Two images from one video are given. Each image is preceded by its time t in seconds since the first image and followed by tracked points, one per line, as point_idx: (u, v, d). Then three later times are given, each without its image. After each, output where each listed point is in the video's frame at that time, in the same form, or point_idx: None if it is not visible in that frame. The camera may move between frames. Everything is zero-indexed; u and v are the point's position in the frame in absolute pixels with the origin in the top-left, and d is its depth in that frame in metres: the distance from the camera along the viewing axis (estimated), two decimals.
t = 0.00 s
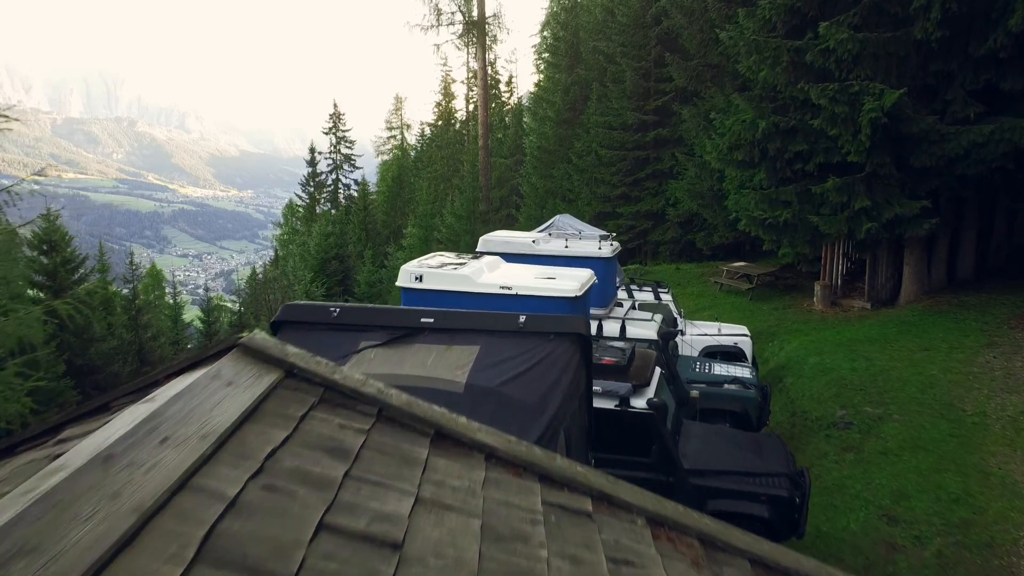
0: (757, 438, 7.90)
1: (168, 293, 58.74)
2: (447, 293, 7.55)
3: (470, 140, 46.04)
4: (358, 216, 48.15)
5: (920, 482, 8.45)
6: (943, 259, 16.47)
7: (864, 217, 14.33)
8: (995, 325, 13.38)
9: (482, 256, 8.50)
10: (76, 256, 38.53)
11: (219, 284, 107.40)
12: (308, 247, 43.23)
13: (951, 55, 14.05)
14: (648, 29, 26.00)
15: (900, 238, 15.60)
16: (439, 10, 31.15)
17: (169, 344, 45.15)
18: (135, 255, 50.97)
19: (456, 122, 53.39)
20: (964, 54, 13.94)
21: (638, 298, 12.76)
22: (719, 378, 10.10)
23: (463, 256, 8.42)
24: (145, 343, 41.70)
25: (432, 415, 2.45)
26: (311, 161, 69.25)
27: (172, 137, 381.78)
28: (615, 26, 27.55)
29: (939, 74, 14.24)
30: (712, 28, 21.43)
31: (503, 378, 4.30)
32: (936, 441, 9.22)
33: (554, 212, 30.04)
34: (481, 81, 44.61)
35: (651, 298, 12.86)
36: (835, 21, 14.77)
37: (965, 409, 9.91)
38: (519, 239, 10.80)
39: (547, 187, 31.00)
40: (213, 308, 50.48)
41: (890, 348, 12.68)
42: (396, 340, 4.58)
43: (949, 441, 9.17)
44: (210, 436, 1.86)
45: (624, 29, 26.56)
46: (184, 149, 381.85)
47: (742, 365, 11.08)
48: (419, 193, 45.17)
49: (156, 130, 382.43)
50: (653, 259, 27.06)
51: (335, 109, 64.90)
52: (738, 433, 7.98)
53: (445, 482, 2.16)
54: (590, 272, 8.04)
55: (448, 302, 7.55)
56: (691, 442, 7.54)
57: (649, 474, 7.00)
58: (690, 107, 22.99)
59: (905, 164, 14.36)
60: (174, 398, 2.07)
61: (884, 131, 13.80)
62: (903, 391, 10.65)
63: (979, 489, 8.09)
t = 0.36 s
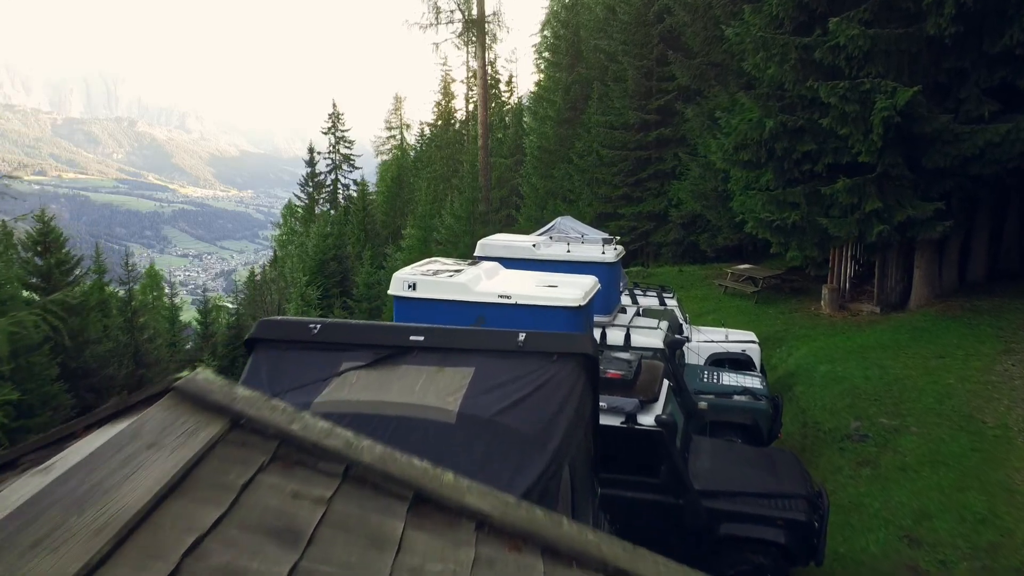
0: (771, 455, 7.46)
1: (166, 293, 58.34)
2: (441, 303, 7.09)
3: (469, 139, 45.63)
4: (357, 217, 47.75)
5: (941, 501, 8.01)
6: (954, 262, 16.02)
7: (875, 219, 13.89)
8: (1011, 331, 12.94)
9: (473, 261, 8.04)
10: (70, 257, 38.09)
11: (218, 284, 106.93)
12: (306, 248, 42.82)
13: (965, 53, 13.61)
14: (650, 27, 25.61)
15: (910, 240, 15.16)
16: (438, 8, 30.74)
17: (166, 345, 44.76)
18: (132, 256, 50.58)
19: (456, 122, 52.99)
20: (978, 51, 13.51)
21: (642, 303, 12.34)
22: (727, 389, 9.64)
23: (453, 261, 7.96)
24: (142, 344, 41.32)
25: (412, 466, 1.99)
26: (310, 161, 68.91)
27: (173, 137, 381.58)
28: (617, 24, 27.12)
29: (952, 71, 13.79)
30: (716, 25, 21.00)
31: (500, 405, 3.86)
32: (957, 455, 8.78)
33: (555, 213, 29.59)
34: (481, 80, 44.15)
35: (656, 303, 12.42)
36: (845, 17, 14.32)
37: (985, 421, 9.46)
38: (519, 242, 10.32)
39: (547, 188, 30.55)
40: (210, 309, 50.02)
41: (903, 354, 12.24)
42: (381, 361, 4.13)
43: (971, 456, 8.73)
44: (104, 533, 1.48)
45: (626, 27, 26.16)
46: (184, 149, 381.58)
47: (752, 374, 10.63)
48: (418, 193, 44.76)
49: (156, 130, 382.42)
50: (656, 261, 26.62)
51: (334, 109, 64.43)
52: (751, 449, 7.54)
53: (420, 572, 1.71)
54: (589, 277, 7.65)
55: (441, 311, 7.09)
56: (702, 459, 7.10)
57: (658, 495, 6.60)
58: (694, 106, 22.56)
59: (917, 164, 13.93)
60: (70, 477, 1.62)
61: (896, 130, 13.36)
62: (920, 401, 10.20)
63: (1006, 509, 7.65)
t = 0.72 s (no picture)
0: (787, 479, 7.05)
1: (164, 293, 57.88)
2: (434, 314, 6.63)
3: (469, 138, 45.19)
4: (356, 217, 47.29)
5: (968, 524, 7.54)
6: (967, 265, 15.54)
7: (888, 221, 13.39)
8: None
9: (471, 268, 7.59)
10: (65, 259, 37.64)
11: (217, 285, 106.50)
12: (304, 249, 42.38)
13: (981, 49, 13.13)
14: (653, 24, 25.18)
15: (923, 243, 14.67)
16: (437, 5, 30.28)
17: (162, 346, 44.29)
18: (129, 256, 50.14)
19: (456, 122, 52.54)
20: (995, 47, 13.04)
21: (647, 309, 11.86)
22: (738, 402, 9.16)
23: (449, 268, 7.51)
24: (137, 346, 40.87)
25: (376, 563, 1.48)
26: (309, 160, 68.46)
27: (173, 137, 381.44)
28: (619, 22, 26.68)
29: (967, 69, 13.31)
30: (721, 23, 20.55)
31: (500, 437, 3.36)
32: (982, 474, 8.30)
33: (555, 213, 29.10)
34: (481, 79, 43.71)
35: (661, 310, 11.94)
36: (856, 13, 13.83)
37: (1009, 436, 8.98)
38: (520, 246, 9.81)
39: (548, 188, 30.09)
40: (207, 311, 49.55)
41: (918, 363, 11.77)
42: (363, 390, 3.65)
43: (997, 474, 8.25)
44: None
45: (628, 24, 25.74)
46: (184, 149, 381.58)
47: (763, 385, 10.15)
48: (417, 194, 44.31)
49: (156, 130, 382.28)
50: (658, 262, 26.17)
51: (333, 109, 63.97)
52: (764, 472, 7.11)
53: None
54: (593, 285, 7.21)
55: (436, 323, 6.64)
56: (714, 483, 6.63)
57: (668, 522, 6.16)
58: (698, 105, 22.10)
59: (931, 165, 13.45)
60: None
61: (911, 129, 12.87)
62: (940, 414, 9.72)
63: None
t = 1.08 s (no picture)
0: (808, 505, 6.54)
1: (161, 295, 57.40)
2: (426, 327, 6.13)
3: (468, 138, 44.76)
4: (355, 218, 46.84)
5: (999, 550, 7.05)
6: (981, 269, 15.05)
7: (902, 224, 12.91)
8: None
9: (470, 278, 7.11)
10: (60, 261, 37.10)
11: (215, 285, 105.95)
12: (302, 249, 41.93)
13: (999, 46, 12.64)
14: (656, 22, 24.72)
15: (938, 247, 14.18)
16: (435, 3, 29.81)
17: (158, 348, 43.82)
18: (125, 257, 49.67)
19: (456, 121, 52.11)
20: (1013, 43, 12.55)
21: (653, 316, 11.37)
22: (751, 416, 8.64)
23: (446, 278, 7.02)
24: (133, 348, 40.39)
25: None
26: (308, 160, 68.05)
27: (173, 137, 381.08)
28: (621, 19, 26.20)
29: (984, 66, 12.82)
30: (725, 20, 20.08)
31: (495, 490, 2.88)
32: (1012, 495, 7.81)
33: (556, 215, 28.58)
34: (482, 79, 43.24)
35: (668, 317, 11.44)
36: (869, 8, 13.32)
37: None
38: (520, 250, 9.30)
39: (548, 189, 29.57)
40: (204, 313, 49.03)
41: (935, 373, 11.27)
42: (338, 429, 3.17)
43: None
44: None
45: (630, 22, 25.27)
46: (184, 149, 381.26)
47: (775, 397, 9.65)
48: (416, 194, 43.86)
49: (156, 130, 381.95)
50: (661, 265, 25.70)
51: (332, 108, 63.47)
52: (782, 498, 6.61)
53: None
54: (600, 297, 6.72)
55: (430, 338, 6.14)
56: (731, 510, 6.13)
57: (680, 555, 5.32)
58: (703, 104, 21.61)
59: (946, 165, 12.95)
60: None
61: (926, 129, 12.38)
62: (963, 429, 9.22)
63: None
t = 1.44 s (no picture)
0: (831, 533, 6.10)
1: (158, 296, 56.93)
2: (417, 341, 5.67)
3: (468, 139, 44.37)
4: (354, 219, 46.41)
5: None
6: (995, 273, 14.61)
7: (916, 226, 12.45)
8: None
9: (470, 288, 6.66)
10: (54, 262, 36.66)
11: (214, 285, 105.49)
12: (300, 251, 41.48)
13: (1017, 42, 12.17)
14: (658, 20, 24.31)
15: (952, 250, 13.72)
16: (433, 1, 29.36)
17: (154, 351, 43.32)
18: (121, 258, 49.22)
19: (455, 121, 51.72)
20: None
21: (658, 324, 10.90)
22: (764, 432, 8.18)
23: (445, 288, 6.58)
24: (128, 350, 39.90)
25: None
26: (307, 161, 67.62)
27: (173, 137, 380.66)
28: (623, 17, 25.78)
29: (1000, 63, 12.38)
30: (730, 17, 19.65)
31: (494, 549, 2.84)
32: None
33: (557, 215, 28.10)
34: (481, 78, 42.79)
35: (675, 325, 10.97)
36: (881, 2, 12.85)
37: None
38: (520, 257, 8.83)
39: (549, 189, 29.09)
40: (201, 314, 48.58)
41: (952, 381, 10.83)
42: (313, 476, 3.14)
43: None
44: None
45: (632, 20, 24.86)
46: (184, 149, 381.05)
47: (789, 409, 9.18)
48: (416, 195, 43.43)
49: (156, 130, 381.90)
50: (663, 267, 25.27)
51: (330, 108, 63.01)
52: (802, 523, 6.16)
53: None
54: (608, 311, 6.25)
55: (423, 353, 5.69)
56: (748, 539, 5.67)
57: None
58: (707, 103, 21.15)
59: (962, 165, 12.49)
60: None
61: (942, 128, 11.92)
62: (986, 444, 8.77)
63: None
